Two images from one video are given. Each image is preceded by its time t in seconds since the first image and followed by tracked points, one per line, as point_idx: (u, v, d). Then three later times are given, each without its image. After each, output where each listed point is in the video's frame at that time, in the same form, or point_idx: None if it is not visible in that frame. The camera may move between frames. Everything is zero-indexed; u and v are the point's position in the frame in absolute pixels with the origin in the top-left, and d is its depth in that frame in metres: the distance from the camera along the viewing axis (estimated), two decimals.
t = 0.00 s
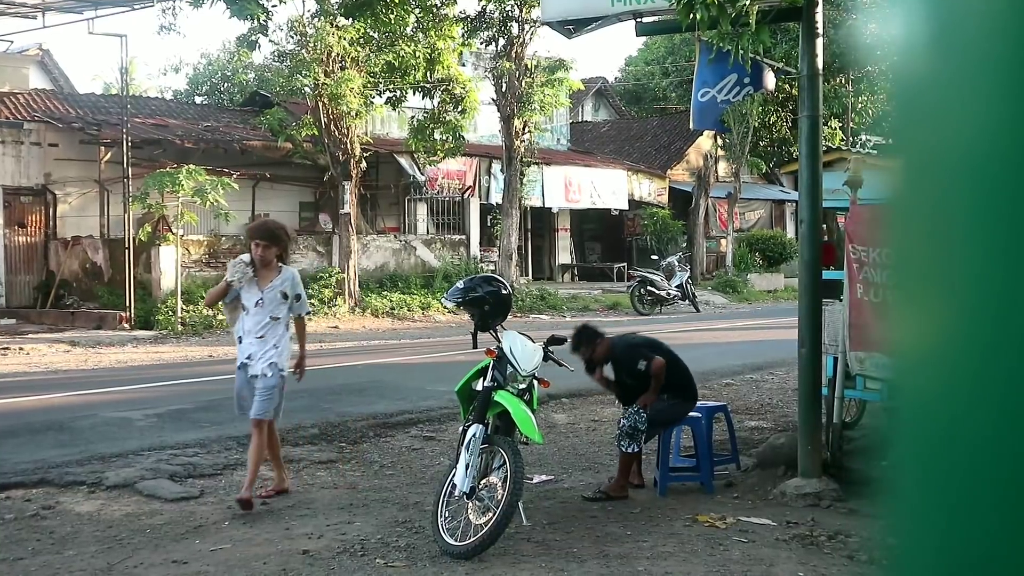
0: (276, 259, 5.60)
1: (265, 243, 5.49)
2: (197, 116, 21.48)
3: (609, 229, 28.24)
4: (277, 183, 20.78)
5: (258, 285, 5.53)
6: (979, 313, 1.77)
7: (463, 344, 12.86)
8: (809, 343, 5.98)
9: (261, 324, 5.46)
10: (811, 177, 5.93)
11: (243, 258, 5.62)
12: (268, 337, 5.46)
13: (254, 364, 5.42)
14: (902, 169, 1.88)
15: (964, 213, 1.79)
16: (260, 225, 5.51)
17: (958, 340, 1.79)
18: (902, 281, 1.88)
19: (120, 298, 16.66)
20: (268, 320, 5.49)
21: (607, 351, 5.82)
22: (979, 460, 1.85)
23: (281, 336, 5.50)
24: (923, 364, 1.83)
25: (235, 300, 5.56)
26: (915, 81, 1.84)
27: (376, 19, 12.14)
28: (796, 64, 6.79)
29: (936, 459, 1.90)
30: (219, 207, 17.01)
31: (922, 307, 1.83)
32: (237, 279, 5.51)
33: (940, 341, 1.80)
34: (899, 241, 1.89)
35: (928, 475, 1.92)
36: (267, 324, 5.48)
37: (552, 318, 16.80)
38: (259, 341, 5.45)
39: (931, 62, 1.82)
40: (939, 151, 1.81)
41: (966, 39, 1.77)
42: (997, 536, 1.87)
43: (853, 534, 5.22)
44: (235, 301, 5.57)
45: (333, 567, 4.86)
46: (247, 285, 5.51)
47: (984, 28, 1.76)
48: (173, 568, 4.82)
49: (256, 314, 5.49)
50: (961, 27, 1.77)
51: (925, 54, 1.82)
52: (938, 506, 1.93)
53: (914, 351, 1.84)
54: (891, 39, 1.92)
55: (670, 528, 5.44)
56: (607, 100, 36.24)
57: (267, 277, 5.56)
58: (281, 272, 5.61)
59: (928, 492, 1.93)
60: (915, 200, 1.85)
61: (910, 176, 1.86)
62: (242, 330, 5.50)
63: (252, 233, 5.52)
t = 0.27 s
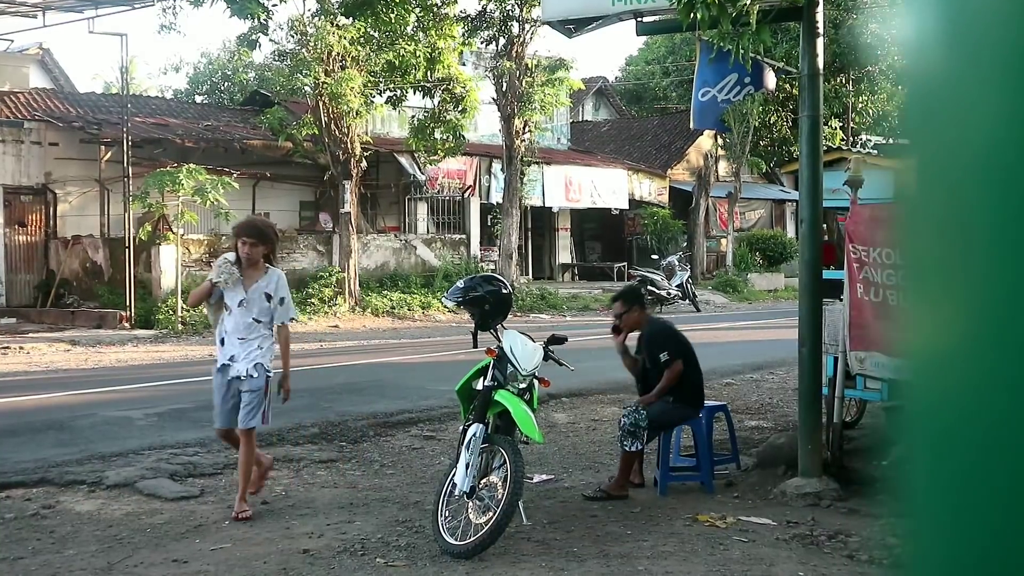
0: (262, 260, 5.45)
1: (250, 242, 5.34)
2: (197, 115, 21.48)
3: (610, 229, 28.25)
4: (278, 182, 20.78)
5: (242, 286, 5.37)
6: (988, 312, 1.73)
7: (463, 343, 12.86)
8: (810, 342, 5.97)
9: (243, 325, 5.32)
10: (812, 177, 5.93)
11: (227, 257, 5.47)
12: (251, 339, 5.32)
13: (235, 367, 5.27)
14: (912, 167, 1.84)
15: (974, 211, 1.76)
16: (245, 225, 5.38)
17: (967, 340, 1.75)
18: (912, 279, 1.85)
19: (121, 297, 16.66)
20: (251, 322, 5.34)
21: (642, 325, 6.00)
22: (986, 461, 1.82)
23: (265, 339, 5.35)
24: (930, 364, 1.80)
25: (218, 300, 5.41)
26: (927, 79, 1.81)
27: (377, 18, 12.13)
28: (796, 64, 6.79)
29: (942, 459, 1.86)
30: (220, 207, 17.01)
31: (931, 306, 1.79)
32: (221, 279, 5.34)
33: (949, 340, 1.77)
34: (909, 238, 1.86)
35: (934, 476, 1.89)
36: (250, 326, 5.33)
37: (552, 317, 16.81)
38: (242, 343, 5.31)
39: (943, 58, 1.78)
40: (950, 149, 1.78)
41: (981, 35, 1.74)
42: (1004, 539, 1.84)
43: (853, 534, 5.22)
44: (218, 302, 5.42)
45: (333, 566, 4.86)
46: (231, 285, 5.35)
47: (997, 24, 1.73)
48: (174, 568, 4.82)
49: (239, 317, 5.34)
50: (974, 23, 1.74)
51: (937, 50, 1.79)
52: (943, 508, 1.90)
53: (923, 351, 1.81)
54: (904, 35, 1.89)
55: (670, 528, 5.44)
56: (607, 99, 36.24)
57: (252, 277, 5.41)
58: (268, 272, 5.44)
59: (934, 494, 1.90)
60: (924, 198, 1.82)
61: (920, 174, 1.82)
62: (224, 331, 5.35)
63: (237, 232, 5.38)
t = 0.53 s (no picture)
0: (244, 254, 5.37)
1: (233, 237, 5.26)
2: (198, 115, 21.48)
3: (610, 228, 28.24)
4: (278, 181, 20.77)
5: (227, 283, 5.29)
6: (986, 313, 1.73)
7: (463, 342, 12.86)
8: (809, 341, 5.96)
9: (234, 324, 5.25)
10: (812, 176, 5.93)
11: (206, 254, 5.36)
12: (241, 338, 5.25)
13: (229, 367, 5.20)
14: (909, 166, 1.84)
15: (971, 211, 1.76)
16: (226, 219, 5.28)
17: (963, 340, 1.76)
18: (910, 280, 1.85)
19: (121, 296, 16.65)
20: (239, 320, 5.27)
21: (670, 312, 6.11)
22: (984, 461, 1.82)
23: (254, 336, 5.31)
24: (928, 363, 1.80)
25: (202, 300, 5.32)
26: (924, 80, 1.80)
27: (377, 17, 12.14)
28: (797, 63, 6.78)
29: (940, 459, 1.86)
30: (220, 206, 17.01)
31: (928, 306, 1.80)
32: (204, 280, 5.25)
33: (946, 340, 1.77)
34: (906, 240, 1.86)
35: (932, 476, 1.89)
36: (239, 325, 5.26)
37: (552, 317, 16.81)
38: (231, 343, 5.24)
39: (941, 57, 1.78)
40: (946, 148, 1.77)
41: (978, 34, 1.74)
42: (1000, 538, 1.85)
43: (853, 534, 5.22)
44: (201, 303, 5.34)
45: (333, 565, 4.86)
46: (215, 284, 5.27)
47: (995, 24, 1.73)
48: (174, 567, 4.83)
49: (226, 316, 5.26)
50: (972, 22, 1.74)
51: (935, 49, 1.78)
52: (942, 507, 1.90)
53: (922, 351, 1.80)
54: (900, 35, 1.88)
55: (670, 527, 5.44)
56: (607, 98, 36.25)
57: (235, 273, 5.34)
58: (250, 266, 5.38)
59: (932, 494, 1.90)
60: (922, 199, 1.81)
61: (917, 175, 1.82)
62: (210, 329, 5.26)
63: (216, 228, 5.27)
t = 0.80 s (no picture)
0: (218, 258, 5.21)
1: (205, 240, 5.11)
2: (198, 114, 21.49)
3: (610, 227, 28.23)
4: (279, 181, 20.76)
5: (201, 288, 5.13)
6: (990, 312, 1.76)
7: (463, 341, 12.86)
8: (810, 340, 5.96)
9: (209, 332, 5.07)
10: (812, 175, 5.93)
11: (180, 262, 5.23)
12: (217, 345, 5.07)
13: (204, 376, 4.99)
14: (916, 164, 1.85)
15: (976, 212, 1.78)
16: (197, 222, 5.14)
17: (968, 336, 1.79)
18: (917, 277, 1.88)
19: (121, 296, 16.66)
20: (214, 327, 5.09)
21: (680, 310, 6.14)
22: (988, 458, 1.85)
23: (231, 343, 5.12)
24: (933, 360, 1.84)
25: (176, 309, 5.16)
26: (932, 80, 1.81)
27: (377, 16, 12.15)
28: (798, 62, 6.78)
29: (945, 455, 1.90)
30: (221, 205, 17.01)
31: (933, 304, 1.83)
32: (176, 286, 5.10)
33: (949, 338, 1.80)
34: (913, 237, 1.88)
35: (936, 470, 1.93)
36: (215, 332, 5.08)
37: (553, 316, 16.79)
38: (207, 350, 5.05)
39: (949, 55, 1.78)
40: (953, 147, 1.79)
41: (986, 33, 1.74)
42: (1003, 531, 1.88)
43: (854, 533, 5.22)
44: (177, 313, 5.18)
45: (333, 564, 4.86)
46: (188, 290, 5.11)
47: (1001, 23, 1.73)
48: (174, 566, 4.83)
49: (201, 323, 5.08)
50: (979, 21, 1.74)
51: (941, 47, 1.79)
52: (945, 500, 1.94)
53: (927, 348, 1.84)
54: (909, 34, 1.88)
55: (671, 526, 5.44)
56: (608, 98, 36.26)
57: (209, 278, 5.18)
58: (225, 271, 5.21)
59: (937, 487, 1.94)
60: (927, 198, 1.84)
61: (924, 174, 1.84)
62: (184, 337, 5.08)
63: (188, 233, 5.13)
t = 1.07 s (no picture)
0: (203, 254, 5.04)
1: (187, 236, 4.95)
2: (200, 113, 21.49)
3: (611, 227, 28.21)
4: (280, 179, 20.75)
5: (183, 285, 4.97)
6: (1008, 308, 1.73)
7: (465, 341, 12.86)
8: (811, 340, 5.96)
9: (189, 328, 4.92)
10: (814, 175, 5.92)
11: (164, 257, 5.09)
12: (197, 342, 4.92)
13: (181, 374, 4.86)
14: (931, 165, 1.84)
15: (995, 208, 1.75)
16: (179, 218, 4.98)
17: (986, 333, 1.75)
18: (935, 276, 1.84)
19: (123, 294, 16.66)
20: (195, 324, 4.94)
21: (682, 310, 6.13)
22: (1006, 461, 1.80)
23: (212, 340, 4.97)
24: (949, 359, 1.80)
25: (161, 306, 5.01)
26: (948, 79, 1.80)
27: (378, 15, 12.16)
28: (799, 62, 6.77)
29: (962, 460, 1.85)
30: (222, 204, 17.01)
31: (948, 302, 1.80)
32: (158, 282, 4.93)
33: (965, 338, 1.76)
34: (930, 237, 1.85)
35: (951, 475, 1.87)
36: (195, 328, 4.94)
37: (555, 315, 16.78)
38: (187, 348, 4.90)
39: (966, 52, 1.78)
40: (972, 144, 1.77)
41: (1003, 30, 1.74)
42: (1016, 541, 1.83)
43: (856, 532, 5.22)
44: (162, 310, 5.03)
45: (335, 563, 4.86)
46: (171, 287, 4.95)
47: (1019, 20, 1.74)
48: (176, 564, 4.83)
49: (182, 321, 4.93)
50: (997, 18, 1.74)
51: (958, 46, 1.78)
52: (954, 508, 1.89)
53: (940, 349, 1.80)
54: (922, 35, 1.88)
55: (672, 525, 5.44)
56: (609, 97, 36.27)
57: (192, 274, 5.01)
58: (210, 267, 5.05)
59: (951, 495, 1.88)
60: (944, 195, 1.82)
61: (940, 173, 1.82)
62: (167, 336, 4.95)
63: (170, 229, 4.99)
